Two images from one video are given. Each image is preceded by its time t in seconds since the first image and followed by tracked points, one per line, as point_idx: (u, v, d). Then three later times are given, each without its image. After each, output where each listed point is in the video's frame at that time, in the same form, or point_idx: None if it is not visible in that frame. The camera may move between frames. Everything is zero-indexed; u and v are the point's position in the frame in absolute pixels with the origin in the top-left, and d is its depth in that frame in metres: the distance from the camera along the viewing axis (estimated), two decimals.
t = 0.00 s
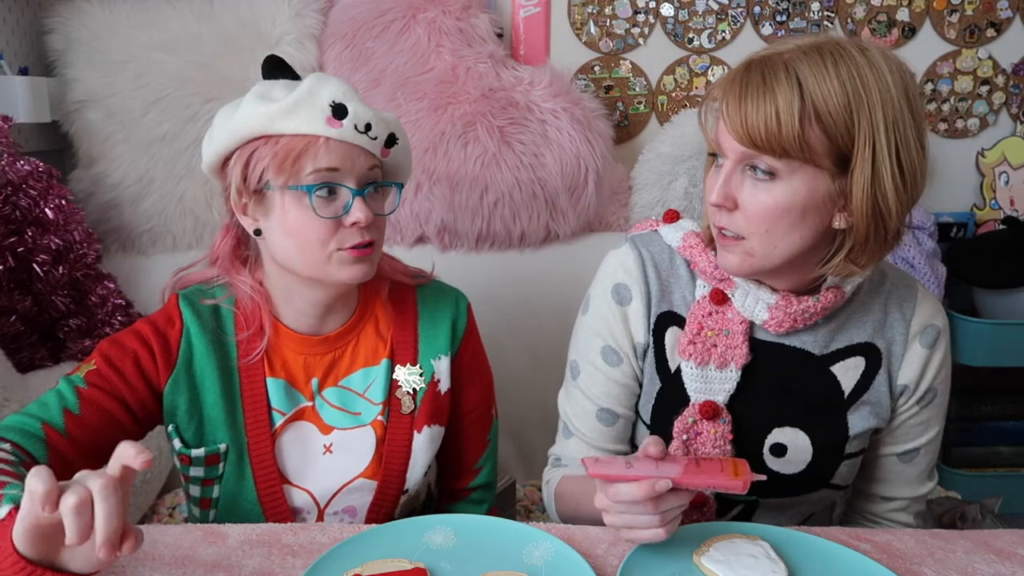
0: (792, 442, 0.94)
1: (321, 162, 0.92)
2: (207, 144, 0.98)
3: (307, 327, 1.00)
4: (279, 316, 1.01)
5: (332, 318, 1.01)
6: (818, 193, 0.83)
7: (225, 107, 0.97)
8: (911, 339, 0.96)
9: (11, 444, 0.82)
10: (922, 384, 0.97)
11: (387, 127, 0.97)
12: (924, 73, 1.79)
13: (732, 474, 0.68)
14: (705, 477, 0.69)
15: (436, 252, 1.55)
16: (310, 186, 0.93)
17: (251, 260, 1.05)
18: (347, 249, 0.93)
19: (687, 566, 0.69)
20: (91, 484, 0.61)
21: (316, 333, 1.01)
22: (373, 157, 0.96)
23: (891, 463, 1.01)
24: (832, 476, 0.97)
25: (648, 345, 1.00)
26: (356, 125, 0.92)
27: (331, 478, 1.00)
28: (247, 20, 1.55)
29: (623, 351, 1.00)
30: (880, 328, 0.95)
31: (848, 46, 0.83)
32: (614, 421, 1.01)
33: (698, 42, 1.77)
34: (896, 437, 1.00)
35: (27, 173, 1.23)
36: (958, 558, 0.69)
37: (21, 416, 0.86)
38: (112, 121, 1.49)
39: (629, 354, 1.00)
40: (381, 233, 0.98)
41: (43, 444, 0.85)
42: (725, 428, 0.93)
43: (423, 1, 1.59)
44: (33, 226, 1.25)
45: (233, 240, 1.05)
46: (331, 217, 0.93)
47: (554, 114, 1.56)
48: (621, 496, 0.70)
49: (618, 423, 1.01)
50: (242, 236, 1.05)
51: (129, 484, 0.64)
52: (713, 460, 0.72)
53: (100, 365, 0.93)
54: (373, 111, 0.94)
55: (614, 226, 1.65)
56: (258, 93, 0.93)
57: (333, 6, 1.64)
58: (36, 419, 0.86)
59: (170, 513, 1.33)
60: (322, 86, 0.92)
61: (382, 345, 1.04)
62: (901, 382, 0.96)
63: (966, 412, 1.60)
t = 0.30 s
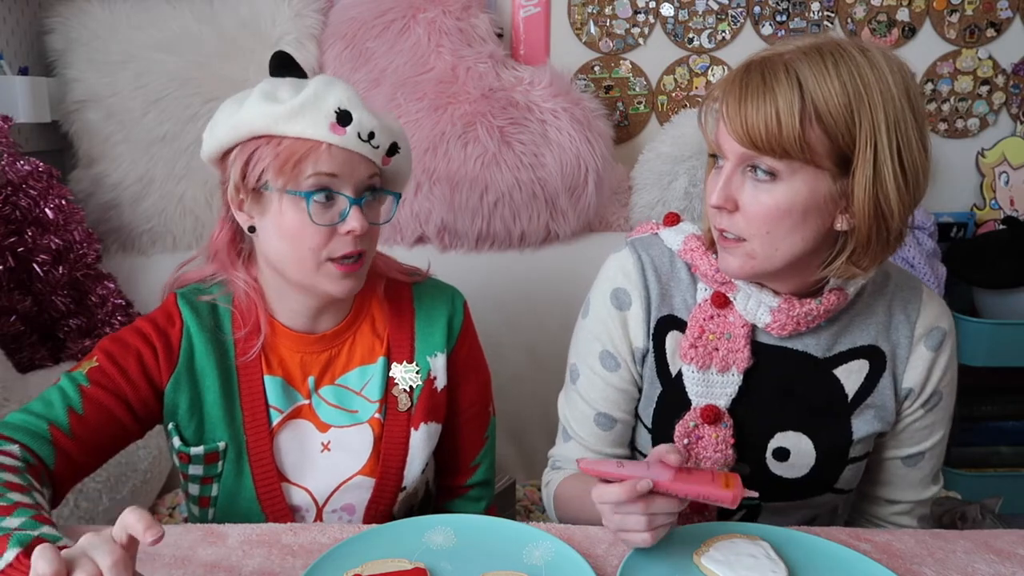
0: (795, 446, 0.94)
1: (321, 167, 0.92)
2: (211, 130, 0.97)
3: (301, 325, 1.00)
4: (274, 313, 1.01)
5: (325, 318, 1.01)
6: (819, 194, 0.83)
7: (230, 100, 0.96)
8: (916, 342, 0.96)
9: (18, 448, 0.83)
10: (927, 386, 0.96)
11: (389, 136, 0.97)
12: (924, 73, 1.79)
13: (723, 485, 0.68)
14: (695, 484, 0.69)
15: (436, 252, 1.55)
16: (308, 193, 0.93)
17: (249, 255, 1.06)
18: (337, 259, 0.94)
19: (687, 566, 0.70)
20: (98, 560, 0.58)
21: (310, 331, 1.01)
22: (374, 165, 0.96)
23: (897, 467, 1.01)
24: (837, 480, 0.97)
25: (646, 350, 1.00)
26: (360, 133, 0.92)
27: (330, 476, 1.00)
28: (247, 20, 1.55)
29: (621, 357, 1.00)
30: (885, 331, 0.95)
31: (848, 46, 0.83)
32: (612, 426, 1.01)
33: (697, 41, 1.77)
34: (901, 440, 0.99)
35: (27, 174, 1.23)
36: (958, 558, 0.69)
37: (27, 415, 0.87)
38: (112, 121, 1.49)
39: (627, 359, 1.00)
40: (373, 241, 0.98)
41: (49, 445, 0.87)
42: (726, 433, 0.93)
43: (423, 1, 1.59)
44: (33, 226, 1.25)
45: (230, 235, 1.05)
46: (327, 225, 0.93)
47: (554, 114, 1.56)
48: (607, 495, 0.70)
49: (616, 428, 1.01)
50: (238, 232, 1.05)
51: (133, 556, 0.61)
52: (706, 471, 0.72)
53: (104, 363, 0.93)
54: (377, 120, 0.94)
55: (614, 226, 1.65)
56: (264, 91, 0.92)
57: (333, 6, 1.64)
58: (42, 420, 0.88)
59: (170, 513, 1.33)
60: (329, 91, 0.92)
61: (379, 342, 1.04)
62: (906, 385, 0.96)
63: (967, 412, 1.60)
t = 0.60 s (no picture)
0: (797, 449, 0.94)
1: (324, 185, 0.91)
2: (218, 120, 0.95)
3: (294, 326, 1.00)
4: (266, 311, 1.01)
5: (319, 318, 1.01)
6: (823, 200, 0.83)
7: (240, 95, 0.95)
8: (920, 347, 0.96)
9: (16, 448, 0.83)
10: (930, 392, 0.96)
11: (396, 157, 0.96)
12: (924, 73, 1.79)
13: (733, 514, 0.68)
14: (707, 511, 0.68)
15: (435, 252, 1.55)
16: (308, 208, 0.93)
17: (246, 249, 1.04)
18: (331, 274, 0.94)
19: (688, 566, 0.70)
20: (93, 562, 0.58)
21: (303, 331, 1.01)
22: (377, 185, 0.96)
23: (899, 471, 1.01)
24: (838, 483, 0.97)
25: (647, 351, 1.00)
26: (367, 155, 0.92)
27: (325, 474, 1.00)
28: (247, 20, 1.55)
29: (620, 358, 1.00)
30: (889, 335, 0.95)
31: (851, 51, 0.83)
32: (610, 426, 1.01)
33: (697, 41, 1.77)
34: (903, 444, 0.99)
35: (27, 174, 1.23)
36: (958, 558, 0.69)
37: (24, 416, 0.87)
38: (112, 121, 1.49)
39: (627, 361, 1.00)
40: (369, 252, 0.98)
41: (47, 445, 0.87)
42: (727, 436, 0.93)
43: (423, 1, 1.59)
44: (33, 226, 1.25)
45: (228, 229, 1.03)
46: (322, 242, 0.93)
47: (555, 114, 1.56)
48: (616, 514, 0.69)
49: (615, 429, 1.01)
50: (235, 226, 1.03)
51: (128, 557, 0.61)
52: (720, 496, 0.72)
53: (99, 363, 0.93)
54: (387, 143, 0.94)
55: (614, 226, 1.65)
56: (277, 98, 0.91)
57: (333, 6, 1.64)
58: (40, 420, 0.88)
59: (170, 513, 1.33)
60: (343, 108, 0.91)
61: (372, 341, 1.04)
62: (912, 390, 0.96)
63: (967, 412, 1.60)
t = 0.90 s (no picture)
0: (797, 451, 0.94)
1: (326, 187, 0.91)
2: (218, 122, 0.95)
3: (295, 327, 1.00)
4: (266, 312, 1.01)
5: (320, 319, 1.01)
6: (825, 202, 0.83)
7: (241, 96, 0.95)
8: (922, 348, 0.96)
9: (16, 448, 0.84)
10: (932, 394, 0.96)
11: (397, 158, 0.96)
12: (924, 73, 1.79)
13: (736, 518, 0.68)
14: (710, 511, 0.68)
15: (435, 252, 1.55)
16: (309, 210, 0.93)
17: (247, 250, 1.04)
18: (333, 274, 0.94)
19: (687, 566, 0.70)
20: (92, 569, 0.58)
21: (304, 332, 1.01)
22: (378, 186, 0.96)
23: (900, 471, 1.01)
24: (839, 485, 0.97)
25: (648, 353, 0.99)
26: (368, 156, 0.92)
27: (325, 474, 1.00)
28: (247, 20, 1.55)
29: (619, 360, 1.00)
30: (890, 336, 0.95)
31: (855, 52, 0.82)
32: (608, 428, 1.01)
33: (697, 41, 1.77)
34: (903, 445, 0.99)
35: (27, 173, 1.23)
36: (959, 558, 0.69)
37: (24, 416, 0.87)
38: (112, 121, 1.49)
39: (625, 363, 1.00)
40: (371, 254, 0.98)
41: (47, 445, 0.87)
42: (727, 437, 0.93)
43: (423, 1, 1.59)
44: (33, 226, 1.25)
45: (227, 229, 1.03)
46: (324, 244, 0.93)
47: (555, 114, 1.56)
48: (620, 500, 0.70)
49: (613, 430, 1.02)
50: (236, 226, 1.03)
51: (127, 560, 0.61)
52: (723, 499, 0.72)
53: (100, 363, 0.93)
54: (388, 144, 0.94)
55: (614, 226, 1.65)
56: (277, 99, 0.91)
57: (333, 6, 1.64)
58: (40, 420, 0.88)
59: (170, 513, 1.33)
60: (344, 109, 0.91)
61: (372, 341, 1.04)
62: (914, 391, 0.96)
63: (967, 412, 1.60)
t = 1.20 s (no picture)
0: (798, 450, 0.94)
1: (331, 187, 0.91)
2: (223, 121, 0.95)
3: (296, 327, 1.00)
4: (268, 313, 1.01)
5: (322, 319, 1.01)
6: (827, 202, 0.83)
7: (246, 95, 0.95)
8: (922, 349, 0.96)
9: (17, 448, 0.84)
10: (932, 394, 0.96)
11: (402, 159, 0.97)
12: (924, 74, 1.79)
13: (737, 519, 0.68)
14: (712, 510, 0.68)
15: (436, 252, 1.55)
16: (314, 210, 0.92)
17: (249, 249, 1.04)
18: (336, 274, 0.94)
19: (687, 566, 0.70)
20: (93, 571, 0.59)
21: (306, 332, 1.01)
22: (383, 187, 0.96)
23: (900, 471, 1.01)
24: (839, 485, 0.97)
25: (649, 352, 0.99)
26: (374, 157, 0.92)
27: (326, 475, 1.00)
28: (247, 19, 1.55)
29: (619, 359, 1.00)
30: (891, 337, 0.95)
31: (857, 53, 0.83)
32: (607, 426, 1.01)
33: (697, 41, 1.77)
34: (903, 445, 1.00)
35: (27, 173, 1.23)
36: (958, 558, 0.69)
37: (25, 416, 0.87)
38: (112, 121, 1.49)
39: (625, 362, 1.00)
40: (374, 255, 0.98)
41: (48, 446, 0.87)
42: (727, 436, 0.93)
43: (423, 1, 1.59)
44: (33, 226, 1.25)
45: (229, 228, 1.03)
46: (328, 244, 0.93)
47: (555, 114, 1.56)
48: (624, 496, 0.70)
49: (612, 429, 1.02)
50: (239, 226, 1.03)
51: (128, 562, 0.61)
52: (724, 500, 0.71)
53: (100, 363, 0.93)
54: (392, 145, 0.94)
55: (614, 226, 1.65)
56: (283, 98, 0.91)
57: (333, 6, 1.64)
58: (41, 420, 0.88)
59: (170, 513, 1.33)
60: (350, 110, 0.91)
61: (373, 342, 1.04)
62: (914, 391, 0.96)
63: (967, 412, 1.60)
